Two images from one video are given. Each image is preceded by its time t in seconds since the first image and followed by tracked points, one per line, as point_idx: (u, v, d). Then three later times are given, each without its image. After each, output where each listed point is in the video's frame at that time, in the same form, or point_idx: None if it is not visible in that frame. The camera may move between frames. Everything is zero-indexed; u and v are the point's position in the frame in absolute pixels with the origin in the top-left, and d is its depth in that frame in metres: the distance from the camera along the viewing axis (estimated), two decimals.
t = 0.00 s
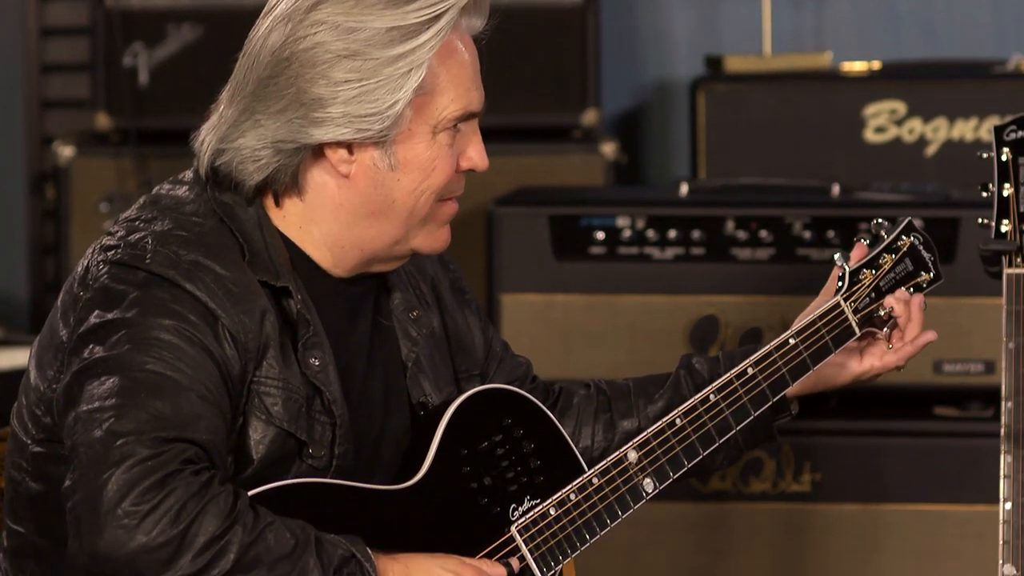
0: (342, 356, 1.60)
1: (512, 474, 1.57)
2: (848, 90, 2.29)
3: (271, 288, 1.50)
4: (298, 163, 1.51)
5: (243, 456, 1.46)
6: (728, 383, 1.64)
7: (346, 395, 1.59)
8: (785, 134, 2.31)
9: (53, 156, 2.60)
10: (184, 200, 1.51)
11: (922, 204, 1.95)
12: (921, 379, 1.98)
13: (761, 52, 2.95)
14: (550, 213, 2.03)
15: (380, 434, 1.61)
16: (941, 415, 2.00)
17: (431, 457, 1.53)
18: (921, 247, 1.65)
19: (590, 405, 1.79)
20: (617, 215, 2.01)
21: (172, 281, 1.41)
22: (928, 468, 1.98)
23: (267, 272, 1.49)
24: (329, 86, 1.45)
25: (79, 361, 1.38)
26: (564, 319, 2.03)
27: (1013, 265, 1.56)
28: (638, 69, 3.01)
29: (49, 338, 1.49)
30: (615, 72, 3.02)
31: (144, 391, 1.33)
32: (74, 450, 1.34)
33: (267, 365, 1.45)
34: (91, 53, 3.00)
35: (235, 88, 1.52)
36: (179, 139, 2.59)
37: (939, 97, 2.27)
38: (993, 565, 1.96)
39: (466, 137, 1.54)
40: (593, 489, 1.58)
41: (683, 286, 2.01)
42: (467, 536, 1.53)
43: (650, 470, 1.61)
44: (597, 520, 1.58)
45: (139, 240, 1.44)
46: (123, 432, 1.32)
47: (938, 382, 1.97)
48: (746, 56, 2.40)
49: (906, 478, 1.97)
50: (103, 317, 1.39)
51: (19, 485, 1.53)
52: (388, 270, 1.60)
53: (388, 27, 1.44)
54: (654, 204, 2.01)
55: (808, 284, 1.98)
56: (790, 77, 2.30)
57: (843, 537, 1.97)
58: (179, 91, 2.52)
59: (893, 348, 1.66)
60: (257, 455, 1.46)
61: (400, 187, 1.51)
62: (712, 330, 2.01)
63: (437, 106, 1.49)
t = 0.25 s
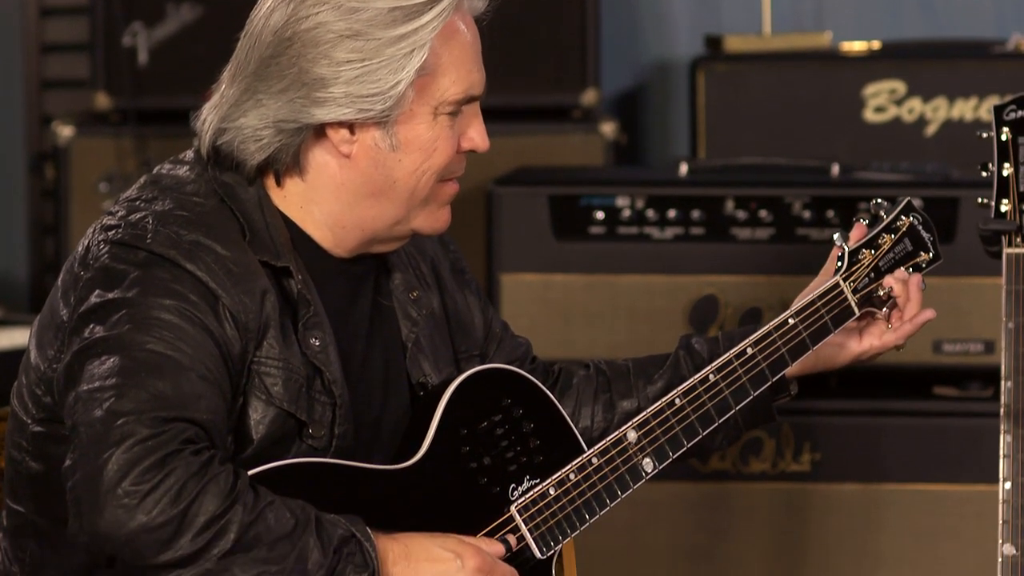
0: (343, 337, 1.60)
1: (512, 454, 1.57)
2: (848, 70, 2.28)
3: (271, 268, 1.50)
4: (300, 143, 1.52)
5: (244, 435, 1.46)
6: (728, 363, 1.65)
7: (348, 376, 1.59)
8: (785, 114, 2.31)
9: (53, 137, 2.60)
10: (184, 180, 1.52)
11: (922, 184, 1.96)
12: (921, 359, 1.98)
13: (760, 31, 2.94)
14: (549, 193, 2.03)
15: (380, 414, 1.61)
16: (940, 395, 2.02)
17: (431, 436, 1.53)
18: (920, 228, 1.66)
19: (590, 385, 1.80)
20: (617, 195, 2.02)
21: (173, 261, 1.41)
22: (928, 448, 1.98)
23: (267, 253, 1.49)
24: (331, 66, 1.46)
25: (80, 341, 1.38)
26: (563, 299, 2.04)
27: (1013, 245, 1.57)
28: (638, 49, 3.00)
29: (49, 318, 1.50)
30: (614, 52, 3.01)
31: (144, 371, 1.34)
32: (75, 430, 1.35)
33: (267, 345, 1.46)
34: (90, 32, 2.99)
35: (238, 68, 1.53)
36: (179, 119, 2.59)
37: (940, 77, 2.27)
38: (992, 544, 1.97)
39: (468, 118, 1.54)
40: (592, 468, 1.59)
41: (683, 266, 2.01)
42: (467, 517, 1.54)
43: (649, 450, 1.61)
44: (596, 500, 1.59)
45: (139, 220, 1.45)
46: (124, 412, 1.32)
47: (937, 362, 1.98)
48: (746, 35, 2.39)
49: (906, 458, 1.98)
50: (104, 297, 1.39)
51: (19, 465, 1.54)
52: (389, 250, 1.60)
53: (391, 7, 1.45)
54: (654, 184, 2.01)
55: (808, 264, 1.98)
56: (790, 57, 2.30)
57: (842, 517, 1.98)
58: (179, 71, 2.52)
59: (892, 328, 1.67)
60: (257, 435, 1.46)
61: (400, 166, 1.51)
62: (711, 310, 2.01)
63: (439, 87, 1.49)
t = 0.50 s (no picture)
0: (343, 319, 1.60)
1: (512, 437, 1.58)
2: (847, 51, 2.28)
3: (271, 251, 1.50)
4: (300, 126, 1.51)
5: (245, 418, 1.47)
6: (728, 347, 1.65)
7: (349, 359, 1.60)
8: (784, 96, 2.31)
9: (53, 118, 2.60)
10: (183, 162, 1.52)
11: (921, 166, 1.96)
12: (919, 341, 1.99)
13: (760, 13, 2.93)
14: (548, 174, 2.03)
15: (380, 397, 1.62)
16: (940, 377, 2.02)
17: (432, 418, 1.54)
18: (921, 215, 1.66)
19: (589, 367, 1.80)
20: (616, 176, 2.01)
21: (172, 244, 1.41)
22: (927, 431, 1.99)
23: (266, 235, 1.49)
24: (331, 48, 1.46)
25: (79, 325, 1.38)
26: (563, 281, 2.04)
27: (1012, 227, 1.57)
28: (637, 32, 2.97)
29: (48, 300, 1.50)
30: (613, 34, 2.98)
31: (143, 354, 1.34)
32: (74, 413, 1.35)
33: (268, 328, 1.46)
34: (89, 14, 2.96)
35: (236, 51, 1.53)
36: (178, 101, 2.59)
37: (939, 59, 2.27)
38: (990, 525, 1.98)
39: (467, 99, 1.54)
40: (592, 452, 1.59)
41: (682, 248, 2.02)
42: (467, 499, 1.54)
43: (649, 435, 1.62)
44: (596, 484, 1.59)
45: (139, 202, 1.45)
46: (123, 396, 1.32)
47: (936, 344, 1.98)
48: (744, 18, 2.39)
49: (905, 440, 1.99)
50: (103, 281, 1.39)
51: (19, 449, 1.54)
52: (388, 232, 1.60)
53: None
54: (653, 166, 2.01)
55: (807, 246, 1.98)
56: (790, 39, 2.29)
57: (841, 499, 1.99)
58: (179, 54, 2.52)
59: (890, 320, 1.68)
60: (258, 418, 1.47)
61: (400, 149, 1.51)
62: (710, 292, 2.02)
63: (438, 69, 1.49)
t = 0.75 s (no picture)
0: (343, 307, 1.60)
1: (513, 422, 1.58)
2: (845, 36, 2.27)
3: (270, 237, 1.51)
4: (298, 114, 1.51)
5: (245, 405, 1.47)
6: (730, 332, 1.65)
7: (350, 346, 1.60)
8: (782, 81, 2.30)
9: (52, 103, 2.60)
10: (179, 149, 1.52)
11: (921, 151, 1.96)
12: (919, 326, 1.99)
13: None
14: (547, 160, 2.03)
15: (380, 384, 1.62)
16: (940, 362, 2.03)
17: (434, 403, 1.55)
18: (926, 199, 1.65)
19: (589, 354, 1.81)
20: (615, 161, 2.01)
21: (168, 232, 1.41)
22: (926, 415, 2.00)
23: (266, 222, 1.49)
24: (329, 37, 1.45)
25: (75, 314, 1.39)
26: (561, 265, 2.04)
27: (1011, 212, 1.57)
28: (635, 17, 2.94)
29: (46, 289, 1.51)
30: (611, 19, 2.95)
31: (139, 344, 1.33)
32: (71, 402, 1.35)
33: (269, 314, 1.46)
34: None
35: (232, 39, 1.52)
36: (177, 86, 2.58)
37: (938, 44, 2.26)
38: (990, 509, 1.99)
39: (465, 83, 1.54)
40: (596, 436, 1.59)
41: (681, 233, 2.02)
42: (469, 482, 1.54)
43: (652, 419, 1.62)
44: (597, 468, 1.59)
45: (135, 190, 1.45)
46: (120, 387, 1.32)
47: (936, 329, 1.99)
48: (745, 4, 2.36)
49: (904, 424, 2.00)
50: (100, 270, 1.39)
51: (18, 438, 1.54)
52: (386, 217, 1.61)
53: None
54: (652, 152, 2.01)
55: (806, 231, 1.98)
56: (789, 25, 2.29)
57: (842, 483, 2.00)
58: (177, 38, 2.51)
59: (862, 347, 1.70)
60: (258, 405, 1.47)
61: (399, 134, 1.51)
62: (709, 277, 2.02)
63: (436, 54, 1.49)
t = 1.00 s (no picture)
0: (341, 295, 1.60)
1: (509, 409, 1.59)
2: (841, 21, 2.27)
3: (266, 224, 1.51)
4: (292, 102, 1.51)
5: (241, 393, 1.47)
6: (728, 320, 1.65)
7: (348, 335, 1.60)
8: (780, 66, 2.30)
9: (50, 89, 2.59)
10: (175, 135, 1.52)
11: (919, 137, 1.96)
12: (916, 312, 1.99)
13: None
14: (544, 146, 2.03)
15: (378, 372, 1.62)
16: (938, 348, 2.04)
17: (429, 389, 1.55)
18: (924, 187, 1.65)
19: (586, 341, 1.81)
20: (612, 147, 2.01)
21: (160, 222, 1.41)
22: (923, 400, 2.00)
23: (261, 208, 1.50)
24: (322, 25, 1.45)
25: (68, 303, 1.39)
26: (559, 251, 2.04)
27: (1009, 197, 1.57)
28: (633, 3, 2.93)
29: (41, 277, 1.51)
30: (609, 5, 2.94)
31: (126, 342, 1.34)
32: (61, 398, 1.36)
33: (264, 302, 1.46)
34: None
35: (227, 26, 1.52)
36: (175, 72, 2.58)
37: (936, 29, 2.26)
38: (987, 494, 1.99)
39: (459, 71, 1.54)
40: (590, 424, 1.60)
41: (679, 219, 2.02)
42: (466, 472, 1.54)
43: (648, 407, 1.63)
44: (592, 455, 1.60)
45: (130, 178, 1.45)
46: (107, 386, 1.33)
47: (934, 314, 1.99)
48: None
49: (901, 409, 2.00)
50: (92, 259, 1.39)
51: (15, 425, 1.55)
52: (381, 203, 1.61)
53: None
54: (649, 137, 2.01)
55: (803, 217, 1.98)
56: (786, 10, 2.29)
57: (840, 469, 2.00)
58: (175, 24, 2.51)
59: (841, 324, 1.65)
60: (254, 393, 1.47)
61: (394, 123, 1.51)
62: (707, 263, 2.02)
63: (430, 42, 1.49)
